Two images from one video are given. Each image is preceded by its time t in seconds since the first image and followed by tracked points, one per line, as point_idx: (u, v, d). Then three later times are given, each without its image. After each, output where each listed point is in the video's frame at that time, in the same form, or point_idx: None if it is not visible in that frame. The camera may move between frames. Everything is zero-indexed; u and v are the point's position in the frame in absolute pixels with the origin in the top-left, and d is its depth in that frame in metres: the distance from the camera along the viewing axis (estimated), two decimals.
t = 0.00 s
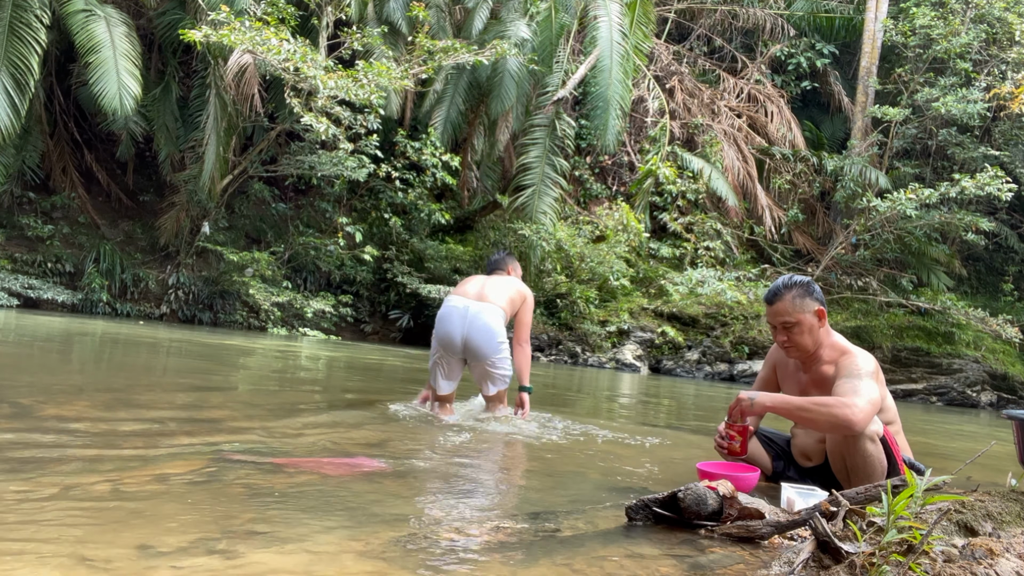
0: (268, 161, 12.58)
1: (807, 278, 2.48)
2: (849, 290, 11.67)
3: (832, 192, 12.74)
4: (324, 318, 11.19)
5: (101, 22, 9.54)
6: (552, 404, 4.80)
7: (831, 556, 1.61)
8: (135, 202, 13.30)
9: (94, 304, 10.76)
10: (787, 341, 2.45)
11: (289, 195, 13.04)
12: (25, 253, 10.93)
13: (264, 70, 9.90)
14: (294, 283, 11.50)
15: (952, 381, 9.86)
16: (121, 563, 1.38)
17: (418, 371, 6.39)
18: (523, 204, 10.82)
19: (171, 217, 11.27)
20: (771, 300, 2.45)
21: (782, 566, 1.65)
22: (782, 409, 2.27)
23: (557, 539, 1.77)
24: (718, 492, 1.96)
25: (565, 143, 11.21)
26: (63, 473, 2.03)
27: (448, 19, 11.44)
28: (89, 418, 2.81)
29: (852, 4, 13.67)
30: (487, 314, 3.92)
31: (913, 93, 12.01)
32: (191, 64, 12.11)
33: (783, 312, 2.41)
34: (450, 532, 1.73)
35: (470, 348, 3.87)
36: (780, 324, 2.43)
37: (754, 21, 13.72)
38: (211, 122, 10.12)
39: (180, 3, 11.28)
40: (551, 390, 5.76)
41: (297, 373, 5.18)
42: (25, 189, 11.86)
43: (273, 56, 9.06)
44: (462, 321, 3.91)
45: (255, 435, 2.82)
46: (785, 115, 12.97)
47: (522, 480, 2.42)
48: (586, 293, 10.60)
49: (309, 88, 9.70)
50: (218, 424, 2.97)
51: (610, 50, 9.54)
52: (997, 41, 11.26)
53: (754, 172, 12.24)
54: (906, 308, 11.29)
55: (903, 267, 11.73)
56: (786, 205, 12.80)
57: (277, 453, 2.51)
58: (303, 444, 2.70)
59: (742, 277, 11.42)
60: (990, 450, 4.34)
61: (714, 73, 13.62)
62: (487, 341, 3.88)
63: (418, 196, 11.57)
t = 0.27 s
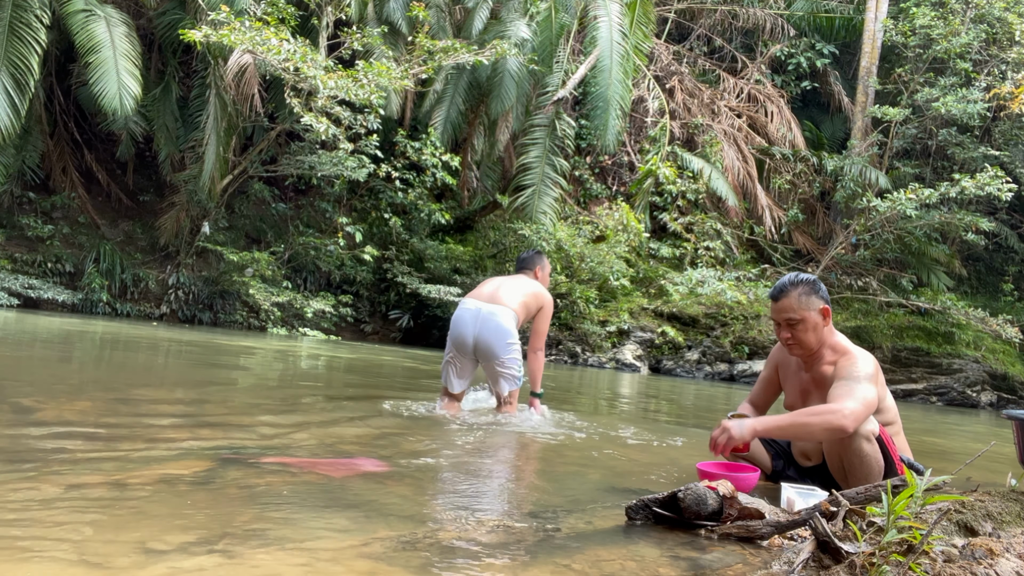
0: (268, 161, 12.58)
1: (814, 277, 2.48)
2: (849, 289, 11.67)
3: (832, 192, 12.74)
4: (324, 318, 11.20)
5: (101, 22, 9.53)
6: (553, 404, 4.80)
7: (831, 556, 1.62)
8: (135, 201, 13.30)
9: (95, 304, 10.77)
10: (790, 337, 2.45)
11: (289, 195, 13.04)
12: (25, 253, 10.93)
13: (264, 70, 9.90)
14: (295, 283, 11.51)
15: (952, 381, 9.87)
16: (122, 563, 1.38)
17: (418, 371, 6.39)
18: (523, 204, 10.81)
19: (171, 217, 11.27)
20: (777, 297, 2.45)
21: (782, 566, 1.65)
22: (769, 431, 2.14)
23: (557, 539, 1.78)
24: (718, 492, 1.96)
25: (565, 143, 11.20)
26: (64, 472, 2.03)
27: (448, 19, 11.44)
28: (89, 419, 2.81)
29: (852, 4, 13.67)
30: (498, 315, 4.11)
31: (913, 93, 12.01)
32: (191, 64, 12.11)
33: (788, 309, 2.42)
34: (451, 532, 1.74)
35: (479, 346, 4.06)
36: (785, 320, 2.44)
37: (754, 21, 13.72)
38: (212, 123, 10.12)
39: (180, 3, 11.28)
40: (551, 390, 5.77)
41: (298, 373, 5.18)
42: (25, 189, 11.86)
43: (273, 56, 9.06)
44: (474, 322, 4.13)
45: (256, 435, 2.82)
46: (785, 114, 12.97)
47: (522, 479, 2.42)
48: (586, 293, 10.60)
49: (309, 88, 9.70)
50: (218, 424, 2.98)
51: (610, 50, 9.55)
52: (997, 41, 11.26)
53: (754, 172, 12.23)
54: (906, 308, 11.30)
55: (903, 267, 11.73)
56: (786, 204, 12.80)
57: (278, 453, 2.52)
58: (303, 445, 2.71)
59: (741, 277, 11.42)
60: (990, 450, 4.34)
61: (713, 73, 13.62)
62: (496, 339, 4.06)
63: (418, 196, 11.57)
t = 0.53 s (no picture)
0: (268, 161, 12.58)
1: (813, 278, 2.47)
2: (849, 289, 11.67)
3: (832, 192, 12.74)
4: (324, 318, 11.20)
5: (101, 22, 9.53)
6: (553, 404, 4.80)
7: (831, 556, 1.62)
8: (135, 202, 13.29)
9: (94, 304, 10.77)
10: (788, 338, 2.45)
11: (289, 195, 13.04)
12: (25, 253, 10.93)
13: (264, 70, 9.91)
14: (295, 283, 11.51)
15: (952, 381, 9.87)
16: (122, 564, 1.38)
17: (418, 371, 6.39)
18: (523, 204, 10.81)
19: (171, 217, 11.27)
20: (775, 298, 2.45)
21: (782, 566, 1.65)
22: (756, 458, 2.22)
23: (557, 538, 1.77)
24: (718, 492, 1.96)
25: (566, 143, 11.19)
26: (64, 472, 2.03)
27: (448, 19, 11.44)
28: (89, 419, 2.81)
29: (852, 4, 13.66)
30: (504, 309, 4.25)
31: (913, 93, 12.01)
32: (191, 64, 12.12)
33: (786, 310, 2.41)
34: (452, 532, 1.73)
35: (485, 341, 4.22)
36: (783, 321, 2.44)
37: (754, 21, 13.72)
38: (212, 123, 10.12)
39: (180, 3, 11.29)
40: (551, 389, 5.77)
41: (298, 373, 5.18)
42: (25, 189, 11.86)
43: (273, 56, 9.06)
44: (481, 317, 4.26)
45: (256, 435, 2.82)
46: (785, 114, 12.97)
47: (522, 479, 2.42)
48: (586, 293, 10.60)
49: (309, 88, 9.70)
50: (218, 424, 2.97)
51: (610, 50, 9.55)
52: (997, 41, 11.26)
53: (754, 172, 12.23)
54: (906, 308, 11.30)
55: (903, 267, 11.72)
56: (786, 205, 12.80)
57: (278, 452, 2.51)
58: (303, 444, 2.70)
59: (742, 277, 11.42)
60: (991, 449, 4.34)
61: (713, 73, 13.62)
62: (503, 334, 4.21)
63: (418, 196, 11.56)
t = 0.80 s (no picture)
0: (268, 161, 12.58)
1: (806, 277, 2.48)
2: (849, 289, 11.67)
3: (832, 192, 12.74)
4: (324, 318, 11.21)
5: (101, 22, 9.53)
6: (553, 404, 4.80)
7: (831, 556, 1.62)
8: (135, 201, 13.29)
9: (94, 304, 10.77)
10: (783, 339, 2.45)
11: (289, 195, 13.05)
12: (25, 253, 10.93)
13: (264, 70, 9.92)
14: (295, 283, 11.51)
15: (952, 381, 9.87)
16: (122, 563, 1.38)
17: (418, 371, 6.39)
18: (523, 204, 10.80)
19: (171, 217, 11.27)
20: (768, 300, 2.46)
21: (782, 566, 1.65)
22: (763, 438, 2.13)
23: (557, 538, 1.77)
24: (718, 492, 1.96)
25: (566, 143, 11.18)
26: (64, 472, 2.03)
27: (448, 19, 11.44)
28: (90, 419, 2.81)
29: (852, 4, 13.66)
30: (499, 314, 4.37)
31: (913, 93, 12.01)
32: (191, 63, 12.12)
33: (781, 310, 2.42)
34: (452, 531, 1.73)
35: (487, 347, 4.33)
36: (778, 322, 2.44)
37: (754, 21, 13.72)
38: (212, 123, 10.11)
39: (180, 3, 11.29)
40: (551, 390, 5.77)
41: (298, 373, 5.18)
42: (25, 189, 11.86)
43: (273, 56, 9.06)
44: (479, 324, 4.40)
45: (256, 435, 2.82)
46: (785, 115, 12.97)
47: (522, 479, 2.42)
48: (586, 293, 10.60)
49: (309, 88, 9.71)
50: (218, 424, 2.97)
51: (610, 50, 9.55)
52: (997, 41, 11.26)
53: (754, 172, 12.22)
54: (906, 308, 11.30)
55: (903, 267, 11.72)
56: (786, 205, 12.80)
57: (277, 453, 2.51)
58: (302, 444, 2.70)
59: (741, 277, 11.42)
60: (990, 450, 4.34)
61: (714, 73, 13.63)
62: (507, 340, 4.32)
63: (418, 196, 11.56)
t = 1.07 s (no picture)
0: (268, 161, 12.59)
1: (802, 278, 2.49)
2: (849, 289, 11.67)
3: (832, 192, 12.74)
4: (324, 318, 11.22)
5: (101, 22, 9.53)
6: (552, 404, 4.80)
7: (831, 556, 1.62)
8: (135, 201, 13.29)
9: (94, 304, 10.77)
10: (781, 340, 2.45)
11: (289, 195, 13.06)
12: (25, 253, 10.93)
13: (264, 70, 9.92)
14: (295, 283, 11.52)
15: (952, 381, 9.87)
16: (122, 563, 1.38)
17: (418, 371, 6.39)
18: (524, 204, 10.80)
19: (171, 217, 11.26)
20: (764, 301, 2.46)
21: (782, 566, 1.65)
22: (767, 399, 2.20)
23: (557, 538, 1.77)
24: (718, 492, 1.96)
25: (566, 143, 11.18)
26: (64, 473, 2.03)
27: (448, 19, 11.45)
28: (90, 419, 2.81)
29: (852, 4, 13.65)
30: (485, 319, 4.39)
31: (913, 93, 12.02)
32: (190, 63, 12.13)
33: (777, 311, 2.42)
34: (452, 532, 1.73)
35: (477, 351, 4.38)
36: (774, 324, 2.44)
37: (754, 21, 13.72)
38: (212, 123, 10.11)
39: (180, 3, 11.30)
40: (551, 390, 5.76)
41: (298, 373, 5.18)
42: (25, 189, 11.86)
43: (273, 56, 9.07)
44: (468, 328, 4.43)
45: (255, 435, 2.82)
46: (785, 115, 12.98)
47: (522, 479, 2.42)
48: (586, 293, 10.60)
49: (309, 88, 9.71)
50: (217, 424, 2.97)
51: (610, 50, 9.55)
52: (997, 41, 11.26)
53: (754, 172, 12.22)
54: (906, 308, 11.30)
55: (903, 267, 11.72)
56: (786, 204, 12.80)
57: (277, 452, 2.51)
58: (302, 444, 2.70)
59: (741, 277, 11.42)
60: (990, 450, 4.34)
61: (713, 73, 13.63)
62: (503, 345, 4.35)
63: (418, 196, 11.57)
